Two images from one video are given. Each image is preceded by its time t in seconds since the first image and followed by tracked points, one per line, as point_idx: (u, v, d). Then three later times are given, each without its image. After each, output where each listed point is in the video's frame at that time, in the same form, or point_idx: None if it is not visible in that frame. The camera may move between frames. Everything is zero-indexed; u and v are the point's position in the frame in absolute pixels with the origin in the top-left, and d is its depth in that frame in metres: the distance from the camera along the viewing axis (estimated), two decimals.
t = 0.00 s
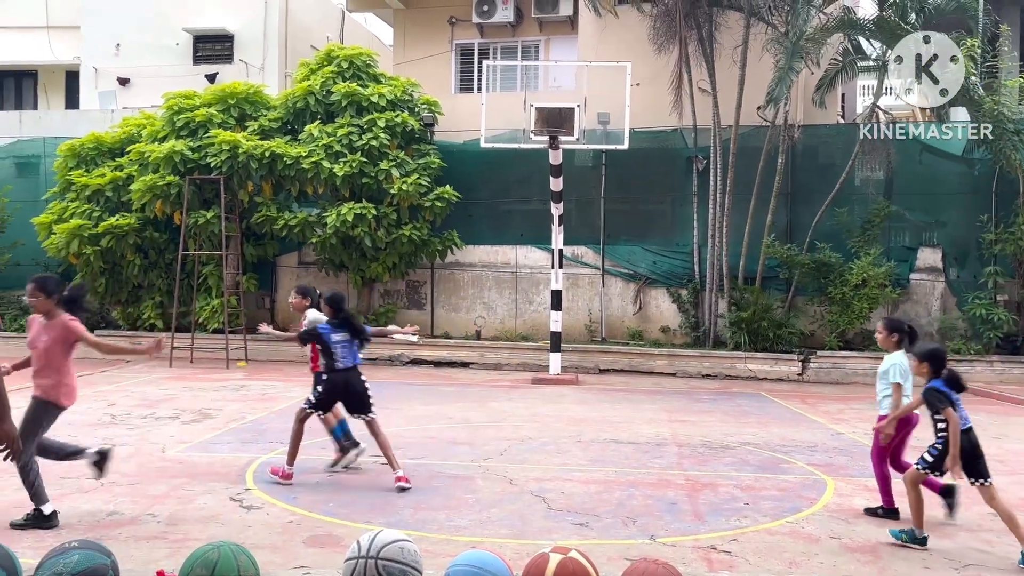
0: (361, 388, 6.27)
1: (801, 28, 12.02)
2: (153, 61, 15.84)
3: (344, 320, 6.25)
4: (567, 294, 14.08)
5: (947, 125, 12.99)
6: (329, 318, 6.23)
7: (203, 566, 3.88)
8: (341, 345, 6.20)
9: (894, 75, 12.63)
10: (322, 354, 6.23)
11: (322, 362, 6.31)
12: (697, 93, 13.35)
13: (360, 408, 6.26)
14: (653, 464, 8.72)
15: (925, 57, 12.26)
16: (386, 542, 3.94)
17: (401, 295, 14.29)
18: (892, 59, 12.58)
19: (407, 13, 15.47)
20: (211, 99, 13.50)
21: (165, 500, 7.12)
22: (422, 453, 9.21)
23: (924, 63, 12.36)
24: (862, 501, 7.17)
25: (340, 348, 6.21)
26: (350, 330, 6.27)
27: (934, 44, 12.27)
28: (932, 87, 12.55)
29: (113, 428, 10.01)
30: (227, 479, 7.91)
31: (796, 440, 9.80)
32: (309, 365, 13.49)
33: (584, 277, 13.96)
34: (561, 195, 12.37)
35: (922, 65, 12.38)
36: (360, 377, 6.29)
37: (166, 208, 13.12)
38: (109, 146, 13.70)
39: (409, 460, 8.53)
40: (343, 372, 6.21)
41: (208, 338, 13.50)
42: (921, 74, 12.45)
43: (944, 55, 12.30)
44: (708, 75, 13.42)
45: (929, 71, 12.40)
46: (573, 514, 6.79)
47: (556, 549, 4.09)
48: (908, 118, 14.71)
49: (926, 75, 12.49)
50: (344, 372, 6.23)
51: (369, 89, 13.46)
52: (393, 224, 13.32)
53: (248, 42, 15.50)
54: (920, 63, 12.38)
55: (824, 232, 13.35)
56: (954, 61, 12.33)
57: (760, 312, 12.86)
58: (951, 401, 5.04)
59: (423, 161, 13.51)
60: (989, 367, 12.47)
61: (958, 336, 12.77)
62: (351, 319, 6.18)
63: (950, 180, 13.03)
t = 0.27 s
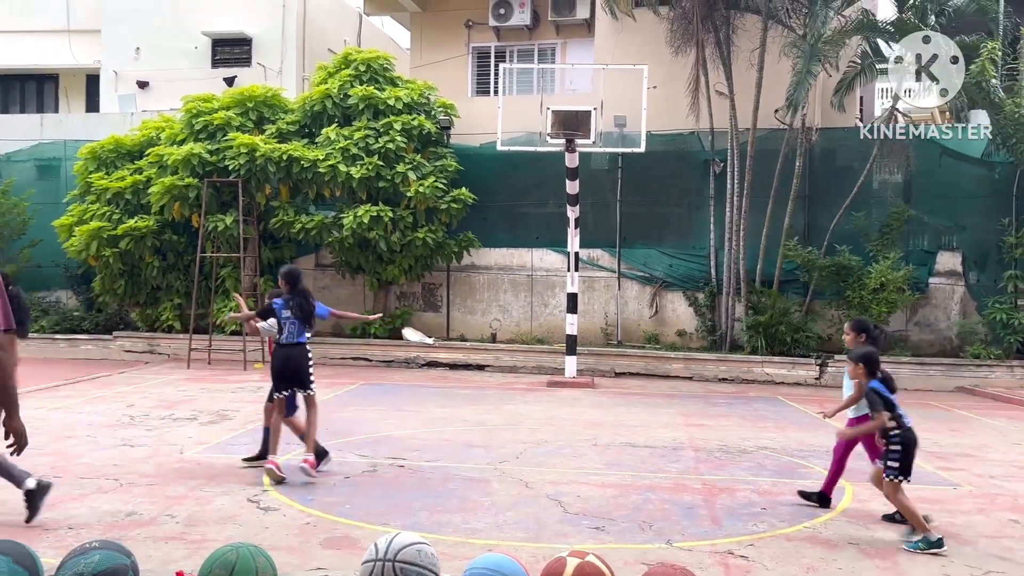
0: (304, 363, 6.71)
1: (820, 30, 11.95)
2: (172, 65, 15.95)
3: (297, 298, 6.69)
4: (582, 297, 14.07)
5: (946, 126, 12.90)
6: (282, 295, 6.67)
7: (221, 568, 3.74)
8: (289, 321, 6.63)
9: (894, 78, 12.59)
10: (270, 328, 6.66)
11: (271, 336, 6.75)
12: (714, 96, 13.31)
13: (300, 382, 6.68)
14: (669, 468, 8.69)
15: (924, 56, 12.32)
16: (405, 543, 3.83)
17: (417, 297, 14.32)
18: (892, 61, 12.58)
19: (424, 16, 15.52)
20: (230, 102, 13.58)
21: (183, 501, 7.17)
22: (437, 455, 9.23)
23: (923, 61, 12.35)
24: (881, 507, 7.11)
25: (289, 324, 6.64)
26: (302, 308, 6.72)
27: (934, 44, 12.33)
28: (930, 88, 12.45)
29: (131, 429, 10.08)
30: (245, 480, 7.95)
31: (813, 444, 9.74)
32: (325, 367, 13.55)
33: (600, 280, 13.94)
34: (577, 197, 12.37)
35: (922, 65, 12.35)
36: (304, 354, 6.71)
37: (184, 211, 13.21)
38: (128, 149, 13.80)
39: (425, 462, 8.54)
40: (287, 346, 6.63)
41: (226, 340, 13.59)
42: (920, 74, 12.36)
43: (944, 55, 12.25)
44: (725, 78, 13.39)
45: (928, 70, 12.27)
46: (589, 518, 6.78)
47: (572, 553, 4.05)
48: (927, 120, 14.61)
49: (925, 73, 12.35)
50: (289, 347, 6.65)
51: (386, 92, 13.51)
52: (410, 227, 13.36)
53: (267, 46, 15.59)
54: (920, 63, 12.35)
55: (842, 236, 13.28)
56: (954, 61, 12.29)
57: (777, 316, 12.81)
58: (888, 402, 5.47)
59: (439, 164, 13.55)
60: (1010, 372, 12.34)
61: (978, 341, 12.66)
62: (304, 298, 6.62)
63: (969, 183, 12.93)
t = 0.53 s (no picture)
0: (272, 378, 6.61)
1: (846, 32, 11.84)
2: (199, 69, 16.10)
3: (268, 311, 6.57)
4: (605, 301, 14.04)
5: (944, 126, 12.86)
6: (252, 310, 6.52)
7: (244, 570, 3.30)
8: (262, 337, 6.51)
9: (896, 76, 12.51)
10: (240, 343, 6.50)
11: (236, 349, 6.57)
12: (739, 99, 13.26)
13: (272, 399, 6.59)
14: (693, 473, 8.64)
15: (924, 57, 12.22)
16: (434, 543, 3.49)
17: (440, 300, 14.35)
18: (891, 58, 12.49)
19: (447, 20, 15.57)
20: (255, 106, 13.68)
21: (209, 502, 7.23)
22: (461, 458, 9.23)
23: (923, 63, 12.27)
24: (908, 513, 7.03)
25: (259, 340, 6.50)
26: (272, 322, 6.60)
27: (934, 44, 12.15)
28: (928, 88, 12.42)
29: (158, 430, 10.18)
30: (269, 481, 8.00)
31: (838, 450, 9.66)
32: (348, 369, 13.60)
33: (623, 284, 13.91)
34: (600, 201, 12.35)
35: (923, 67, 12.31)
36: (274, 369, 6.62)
37: (210, 213, 13.32)
38: (155, 152, 13.93)
39: (448, 465, 8.56)
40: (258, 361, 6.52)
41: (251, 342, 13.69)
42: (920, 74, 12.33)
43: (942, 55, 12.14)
44: (750, 80, 13.31)
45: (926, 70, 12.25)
46: (613, 522, 6.76)
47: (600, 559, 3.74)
48: (955, 123, 14.45)
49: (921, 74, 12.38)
50: (258, 362, 6.53)
51: (409, 96, 13.58)
52: (433, 230, 13.40)
53: (292, 50, 15.70)
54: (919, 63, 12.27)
55: (868, 240, 13.17)
56: (954, 61, 12.06)
57: (802, 321, 12.72)
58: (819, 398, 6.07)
59: (462, 167, 13.57)
60: None
61: (1007, 346, 12.50)
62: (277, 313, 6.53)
63: (998, 187, 12.77)
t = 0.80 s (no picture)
0: (234, 376, 6.95)
1: (871, 34, 11.73)
2: (224, 74, 16.25)
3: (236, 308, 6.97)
4: (627, 304, 14.00)
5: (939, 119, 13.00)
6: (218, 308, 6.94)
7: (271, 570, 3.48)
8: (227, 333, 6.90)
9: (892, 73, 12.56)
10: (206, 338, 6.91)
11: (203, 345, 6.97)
12: (763, 101, 13.22)
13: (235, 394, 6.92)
14: (716, 478, 8.57)
15: (923, 56, 12.23)
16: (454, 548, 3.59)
17: (461, 303, 14.37)
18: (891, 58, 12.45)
19: (469, 23, 15.62)
20: (279, 110, 13.78)
21: (233, 503, 7.27)
22: (482, 461, 9.23)
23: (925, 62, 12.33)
24: (935, 520, 6.95)
25: (223, 335, 6.89)
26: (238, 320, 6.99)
27: (933, 44, 12.15)
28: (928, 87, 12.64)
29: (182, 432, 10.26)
30: (292, 483, 8.03)
31: (863, 456, 9.56)
32: (370, 372, 13.64)
33: (645, 287, 13.87)
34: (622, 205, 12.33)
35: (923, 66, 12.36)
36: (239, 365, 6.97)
37: (234, 216, 13.42)
38: (181, 156, 14.07)
39: (469, 468, 8.56)
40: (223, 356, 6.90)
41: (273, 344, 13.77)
42: (920, 75, 12.51)
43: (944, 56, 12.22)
44: (774, 83, 13.24)
45: (929, 70, 12.37)
46: (635, 527, 6.73)
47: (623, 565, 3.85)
48: (982, 125, 14.28)
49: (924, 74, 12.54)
50: (221, 359, 6.91)
51: (432, 100, 13.62)
52: (455, 233, 13.43)
53: (315, 55, 15.81)
54: (919, 63, 12.33)
55: (893, 244, 13.05)
56: (954, 61, 12.11)
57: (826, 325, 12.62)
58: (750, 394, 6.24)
59: (484, 170, 13.60)
60: None
61: None
62: (243, 311, 6.91)
63: None
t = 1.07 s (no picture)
0: (196, 382, 7.44)
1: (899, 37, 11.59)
2: (250, 78, 16.40)
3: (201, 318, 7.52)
4: (650, 308, 13.94)
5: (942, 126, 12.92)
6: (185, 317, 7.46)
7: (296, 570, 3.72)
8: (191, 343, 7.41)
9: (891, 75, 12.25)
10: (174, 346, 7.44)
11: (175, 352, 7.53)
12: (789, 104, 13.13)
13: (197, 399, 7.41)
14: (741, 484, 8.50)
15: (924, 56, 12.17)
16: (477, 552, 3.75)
17: (484, 306, 14.38)
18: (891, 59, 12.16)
19: (493, 27, 15.65)
20: (304, 114, 13.87)
21: (257, 504, 7.31)
22: (504, 465, 9.22)
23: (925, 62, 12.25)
24: (964, 529, 6.84)
25: (189, 343, 7.43)
26: (203, 328, 7.54)
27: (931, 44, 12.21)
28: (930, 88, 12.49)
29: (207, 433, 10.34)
30: (316, 485, 8.06)
31: (889, 462, 9.44)
32: (393, 375, 13.67)
33: (669, 291, 13.81)
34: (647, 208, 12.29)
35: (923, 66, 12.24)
36: (201, 373, 7.46)
37: (260, 220, 13.53)
38: (207, 160, 14.20)
39: (492, 471, 8.55)
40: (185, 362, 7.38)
41: (298, 347, 13.84)
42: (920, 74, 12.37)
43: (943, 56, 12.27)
44: (800, 86, 13.14)
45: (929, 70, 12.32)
46: (659, 532, 6.69)
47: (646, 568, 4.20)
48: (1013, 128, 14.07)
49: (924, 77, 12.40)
50: (185, 366, 7.43)
51: (456, 104, 13.65)
52: (478, 237, 13.44)
53: (340, 59, 15.90)
54: (920, 62, 12.26)
55: (921, 248, 12.89)
56: (954, 61, 12.34)
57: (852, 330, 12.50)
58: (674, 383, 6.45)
59: (507, 174, 13.61)
60: None
61: None
62: (208, 318, 7.41)
63: None
